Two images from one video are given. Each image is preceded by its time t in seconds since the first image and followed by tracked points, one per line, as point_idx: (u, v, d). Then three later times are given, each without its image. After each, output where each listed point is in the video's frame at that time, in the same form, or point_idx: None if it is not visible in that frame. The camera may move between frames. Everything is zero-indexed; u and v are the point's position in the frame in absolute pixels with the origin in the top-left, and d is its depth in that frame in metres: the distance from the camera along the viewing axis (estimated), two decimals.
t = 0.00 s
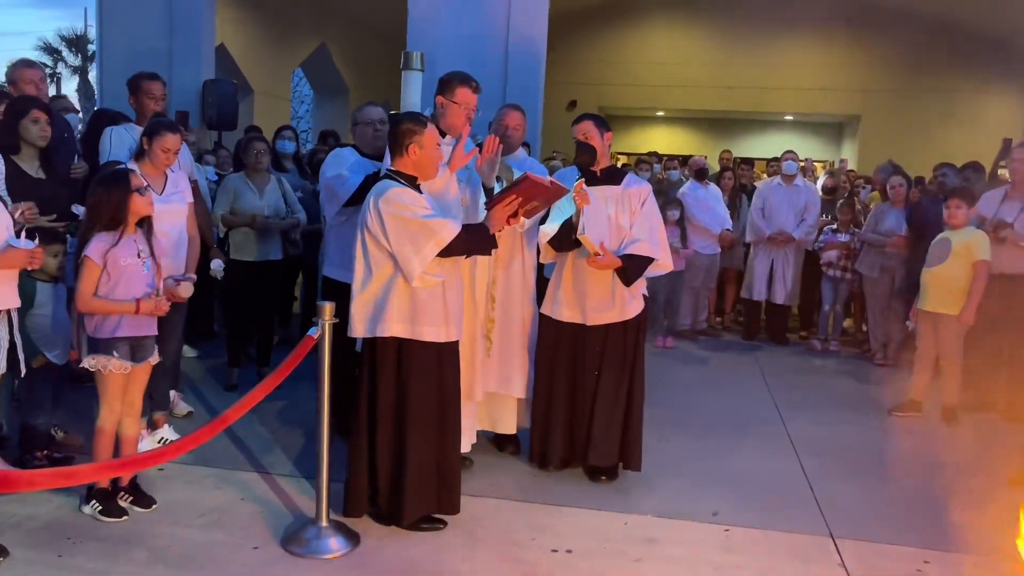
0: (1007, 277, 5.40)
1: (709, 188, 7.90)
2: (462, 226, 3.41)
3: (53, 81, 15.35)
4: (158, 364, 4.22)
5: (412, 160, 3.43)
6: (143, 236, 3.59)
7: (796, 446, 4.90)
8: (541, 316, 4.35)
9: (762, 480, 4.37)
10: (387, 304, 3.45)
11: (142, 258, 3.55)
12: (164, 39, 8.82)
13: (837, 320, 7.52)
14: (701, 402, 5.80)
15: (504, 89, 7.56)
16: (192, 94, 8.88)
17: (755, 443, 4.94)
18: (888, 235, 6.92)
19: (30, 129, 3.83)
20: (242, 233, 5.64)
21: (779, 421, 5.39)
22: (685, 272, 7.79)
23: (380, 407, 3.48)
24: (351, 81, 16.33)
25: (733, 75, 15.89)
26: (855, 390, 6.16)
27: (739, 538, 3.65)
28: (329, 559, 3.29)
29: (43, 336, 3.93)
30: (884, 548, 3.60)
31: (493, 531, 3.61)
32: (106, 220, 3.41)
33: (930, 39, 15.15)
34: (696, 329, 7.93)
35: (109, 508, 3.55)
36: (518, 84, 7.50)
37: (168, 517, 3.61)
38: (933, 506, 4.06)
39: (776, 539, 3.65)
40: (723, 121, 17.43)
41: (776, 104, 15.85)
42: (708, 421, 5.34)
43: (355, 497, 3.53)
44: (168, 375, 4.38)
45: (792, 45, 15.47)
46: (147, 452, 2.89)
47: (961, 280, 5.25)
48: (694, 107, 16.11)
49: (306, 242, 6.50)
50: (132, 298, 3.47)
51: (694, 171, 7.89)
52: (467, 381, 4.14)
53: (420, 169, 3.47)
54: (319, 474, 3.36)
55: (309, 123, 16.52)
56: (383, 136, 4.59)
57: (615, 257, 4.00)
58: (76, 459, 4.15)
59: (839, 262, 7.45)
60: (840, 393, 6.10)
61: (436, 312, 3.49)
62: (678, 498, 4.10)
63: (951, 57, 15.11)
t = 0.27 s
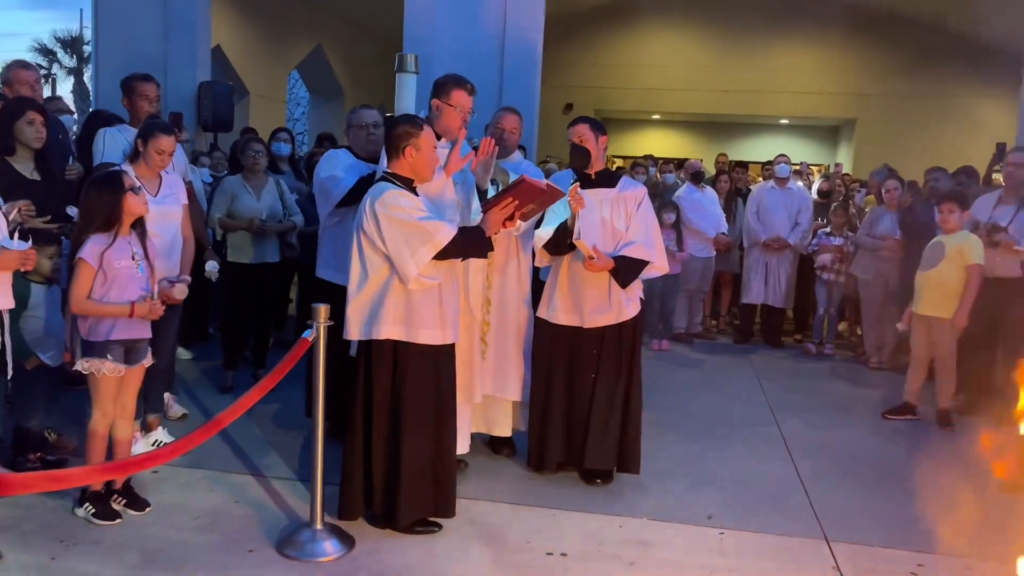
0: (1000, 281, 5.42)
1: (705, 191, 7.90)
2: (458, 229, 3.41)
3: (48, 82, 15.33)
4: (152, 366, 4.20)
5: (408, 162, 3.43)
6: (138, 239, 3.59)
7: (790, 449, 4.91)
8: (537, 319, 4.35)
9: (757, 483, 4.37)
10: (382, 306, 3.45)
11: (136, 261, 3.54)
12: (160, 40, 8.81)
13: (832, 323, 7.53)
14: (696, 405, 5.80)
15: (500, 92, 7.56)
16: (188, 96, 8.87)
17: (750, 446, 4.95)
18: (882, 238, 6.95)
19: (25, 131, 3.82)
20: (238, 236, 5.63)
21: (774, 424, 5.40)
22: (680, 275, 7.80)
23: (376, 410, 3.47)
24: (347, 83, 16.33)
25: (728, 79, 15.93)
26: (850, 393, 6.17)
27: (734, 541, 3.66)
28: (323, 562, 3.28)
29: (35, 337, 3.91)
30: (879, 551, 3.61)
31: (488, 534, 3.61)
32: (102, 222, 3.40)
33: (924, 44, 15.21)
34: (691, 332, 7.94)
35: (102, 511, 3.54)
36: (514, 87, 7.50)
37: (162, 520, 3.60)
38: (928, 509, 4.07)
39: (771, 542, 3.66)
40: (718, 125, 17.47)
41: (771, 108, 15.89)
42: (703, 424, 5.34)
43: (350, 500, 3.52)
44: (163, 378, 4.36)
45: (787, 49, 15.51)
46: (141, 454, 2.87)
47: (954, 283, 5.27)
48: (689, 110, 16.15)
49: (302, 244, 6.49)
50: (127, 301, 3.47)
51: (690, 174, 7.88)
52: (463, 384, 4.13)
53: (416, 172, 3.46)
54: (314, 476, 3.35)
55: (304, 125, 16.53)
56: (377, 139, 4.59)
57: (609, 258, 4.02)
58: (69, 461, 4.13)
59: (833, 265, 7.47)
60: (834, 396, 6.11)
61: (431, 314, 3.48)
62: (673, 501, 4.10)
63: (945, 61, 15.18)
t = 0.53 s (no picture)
0: (992, 285, 5.44)
1: (698, 196, 7.96)
2: (453, 232, 3.40)
3: (42, 84, 15.30)
4: (144, 370, 4.18)
5: (402, 165, 3.42)
6: (130, 241, 3.58)
7: (784, 453, 4.91)
8: (531, 322, 4.35)
9: (750, 487, 4.37)
10: (376, 309, 3.44)
11: (129, 264, 3.53)
12: (154, 42, 8.79)
13: (825, 327, 7.54)
14: (690, 408, 5.80)
15: (494, 95, 7.57)
16: (182, 99, 8.86)
17: (744, 450, 4.95)
18: (876, 243, 6.98)
19: (17, 133, 3.81)
20: (234, 240, 5.61)
21: (768, 427, 5.41)
22: (674, 279, 7.81)
23: (369, 413, 3.46)
24: (341, 86, 16.34)
25: (722, 83, 15.98)
26: (843, 397, 6.18)
27: (728, 545, 3.65)
28: (315, 566, 3.27)
29: (25, 340, 3.91)
30: (872, 555, 3.61)
31: (481, 539, 3.60)
32: (96, 223, 3.40)
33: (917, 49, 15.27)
34: (685, 336, 7.95)
35: (94, 515, 3.52)
36: (508, 91, 7.51)
37: (153, 524, 3.58)
38: (921, 513, 4.07)
39: (765, 546, 3.65)
40: (713, 129, 17.52)
41: (765, 112, 15.94)
42: (696, 428, 5.34)
43: (342, 503, 3.50)
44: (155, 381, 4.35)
45: (781, 53, 15.57)
46: (132, 459, 2.85)
47: (945, 287, 5.29)
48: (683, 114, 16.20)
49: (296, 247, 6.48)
50: (119, 305, 3.46)
51: (684, 178, 7.96)
52: (457, 387, 4.13)
53: (411, 176, 3.45)
54: (307, 480, 3.34)
55: (298, 129, 16.52)
56: (370, 144, 4.59)
57: (603, 261, 4.02)
58: (60, 465, 4.11)
59: (825, 269, 7.48)
60: (828, 400, 6.12)
61: (425, 318, 3.47)
62: (667, 504, 4.10)
63: (939, 67, 15.24)
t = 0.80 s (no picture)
0: (983, 289, 5.47)
1: (690, 200, 7.97)
2: (445, 236, 3.40)
3: (34, 86, 15.28)
4: (133, 373, 4.16)
5: (395, 168, 3.42)
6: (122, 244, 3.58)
7: (776, 457, 4.92)
8: (523, 326, 4.34)
9: (742, 491, 4.37)
10: (368, 312, 3.43)
11: (120, 266, 3.53)
12: (146, 45, 8.78)
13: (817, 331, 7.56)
14: (683, 412, 5.81)
15: (487, 99, 7.58)
16: (175, 101, 8.85)
17: (736, 453, 4.96)
18: (868, 246, 7.02)
19: (8, 136, 3.79)
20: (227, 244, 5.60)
21: (760, 431, 5.41)
22: (667, 283, 7.83)
23: (361, 417, 3.46)
24: (335, 90, 16.34)
25: (715, 88, 16.03)
26: (835, 401, 6.20)
27: (720, 549, 3.65)
28: (306, 570, 3.25)
29: (14, 344, 3.90)
30: (863, 558, 3.61)
31: (473, 543, 3.59)
32: (89, 222, 3.38)
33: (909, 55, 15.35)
34: (678, 340, 7.96)
35: (83, 519, 3.50)
36: (502, 95, 7.51)
37: (144, 528, 3.56)
38: (912, 517, 4.08)
39: (756, 550, 3.66)
40: (706, 134, 17.58)
41: (758, 117, 15.99)
42: (688, 432, 5.34)
43: (334, 507, 3.50)
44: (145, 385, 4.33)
45: (774, 58, 15.63)
46: (122, 462, 2.83)
47: (936, 291, 5.31)
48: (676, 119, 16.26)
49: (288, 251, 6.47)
50: (112, 307, 3.45)
51: (675, 182, 8.01)
52: (450, 391, 4.13)
53: (404, 179, 3.45)
54: (297, 484, 3.33)
55: (291, 132, 16.52)
56: (363, 148, 4.57)
57: (595, 264, 4.02)
58: (50, 469, 4.08)
59: (818, 273, 7.48)
60: (820, 403, 6.14)
61: (417, 321, 3.47)
62: (659, 508, 4.10)
63: (931, 72, 15.31)
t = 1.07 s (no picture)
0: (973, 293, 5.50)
1: (682, 204, 7.98)
2: (438, 239, 3.40)
3: (26, 89, 15.24)
4: (123, 377, 4.15)
5: (388, 172, 3.42)
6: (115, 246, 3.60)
7: (768, 460, 4.93)
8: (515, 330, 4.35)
9: (734, 494, 4.38)
10: (360, 316, 3.43)
11: (112, 269, 3.54)
12: (138, 48, 8.76)
13: (809, 335, 7.58)
14: (675, 416, 5.82)
15: (480, 103, 7.58)
16: (167, 105, 8.83)
17: (728, 457, 4.97)
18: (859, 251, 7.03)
19: None
20: (219, 248, 5.58)
21: (751, 434, 5.43)
22: (660, 287, 7.84)
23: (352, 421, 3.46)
24: (327, 93, 16.33)
25: (708, 92, 16.08)
26: (827, 405, 6.22)
27: (711, 552, 3.66)
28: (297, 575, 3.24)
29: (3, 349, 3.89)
30: (855, 562, 3.62)
31: (465, 547, 3.59)
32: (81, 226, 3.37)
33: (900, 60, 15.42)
34: (670, 344, 7.98)
35: (72, 524, 3.48)
36: (494, 99, 7.52)
37: (134, 533, 3.55)
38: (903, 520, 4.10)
39: (748, 553, 3.66)
40: (699, 138, 17.63)
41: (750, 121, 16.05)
42: (680, 436, 5.36)
43: (326, 511, 3.49)
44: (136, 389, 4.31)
45: (766, 63, 15.68)
46: (111, 467, 2.81)
47: (926, 295, 5.33)
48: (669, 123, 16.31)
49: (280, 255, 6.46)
50: (104, 309, 3.47)
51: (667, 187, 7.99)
52: (441, 395, 4.12)
53: (396, 183, 3.45)
54: (289, 488, 3.32)
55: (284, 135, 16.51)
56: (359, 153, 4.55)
57: (587, 269, 4.02)
58: (39, 474, 4.06)
59: (811, 277, 7.51)
60: (811, 407, 6.16)
61: (409, 325, 3.46)
62: (651, 512, 4.10)
63: (922, 77, 15.40)
